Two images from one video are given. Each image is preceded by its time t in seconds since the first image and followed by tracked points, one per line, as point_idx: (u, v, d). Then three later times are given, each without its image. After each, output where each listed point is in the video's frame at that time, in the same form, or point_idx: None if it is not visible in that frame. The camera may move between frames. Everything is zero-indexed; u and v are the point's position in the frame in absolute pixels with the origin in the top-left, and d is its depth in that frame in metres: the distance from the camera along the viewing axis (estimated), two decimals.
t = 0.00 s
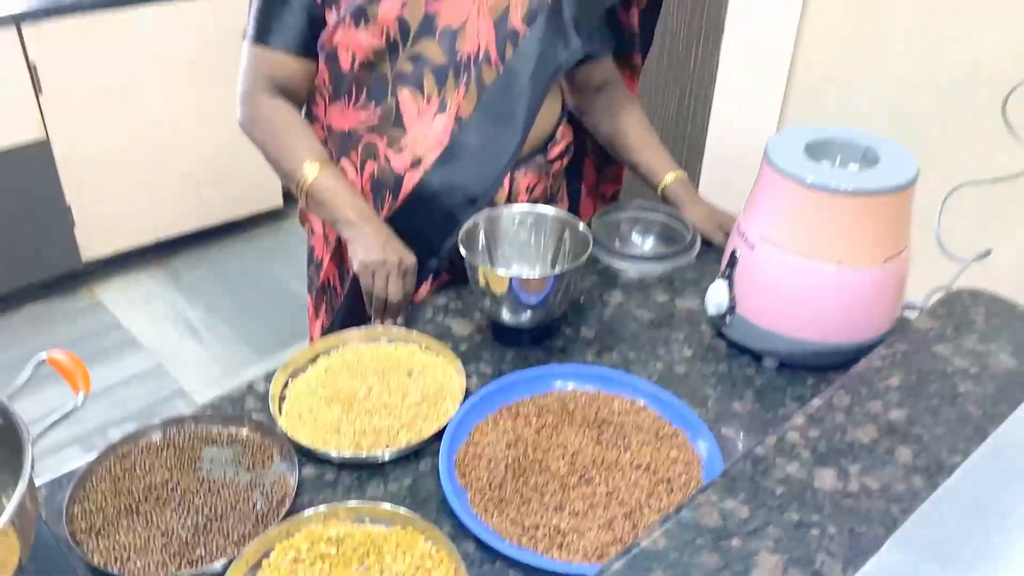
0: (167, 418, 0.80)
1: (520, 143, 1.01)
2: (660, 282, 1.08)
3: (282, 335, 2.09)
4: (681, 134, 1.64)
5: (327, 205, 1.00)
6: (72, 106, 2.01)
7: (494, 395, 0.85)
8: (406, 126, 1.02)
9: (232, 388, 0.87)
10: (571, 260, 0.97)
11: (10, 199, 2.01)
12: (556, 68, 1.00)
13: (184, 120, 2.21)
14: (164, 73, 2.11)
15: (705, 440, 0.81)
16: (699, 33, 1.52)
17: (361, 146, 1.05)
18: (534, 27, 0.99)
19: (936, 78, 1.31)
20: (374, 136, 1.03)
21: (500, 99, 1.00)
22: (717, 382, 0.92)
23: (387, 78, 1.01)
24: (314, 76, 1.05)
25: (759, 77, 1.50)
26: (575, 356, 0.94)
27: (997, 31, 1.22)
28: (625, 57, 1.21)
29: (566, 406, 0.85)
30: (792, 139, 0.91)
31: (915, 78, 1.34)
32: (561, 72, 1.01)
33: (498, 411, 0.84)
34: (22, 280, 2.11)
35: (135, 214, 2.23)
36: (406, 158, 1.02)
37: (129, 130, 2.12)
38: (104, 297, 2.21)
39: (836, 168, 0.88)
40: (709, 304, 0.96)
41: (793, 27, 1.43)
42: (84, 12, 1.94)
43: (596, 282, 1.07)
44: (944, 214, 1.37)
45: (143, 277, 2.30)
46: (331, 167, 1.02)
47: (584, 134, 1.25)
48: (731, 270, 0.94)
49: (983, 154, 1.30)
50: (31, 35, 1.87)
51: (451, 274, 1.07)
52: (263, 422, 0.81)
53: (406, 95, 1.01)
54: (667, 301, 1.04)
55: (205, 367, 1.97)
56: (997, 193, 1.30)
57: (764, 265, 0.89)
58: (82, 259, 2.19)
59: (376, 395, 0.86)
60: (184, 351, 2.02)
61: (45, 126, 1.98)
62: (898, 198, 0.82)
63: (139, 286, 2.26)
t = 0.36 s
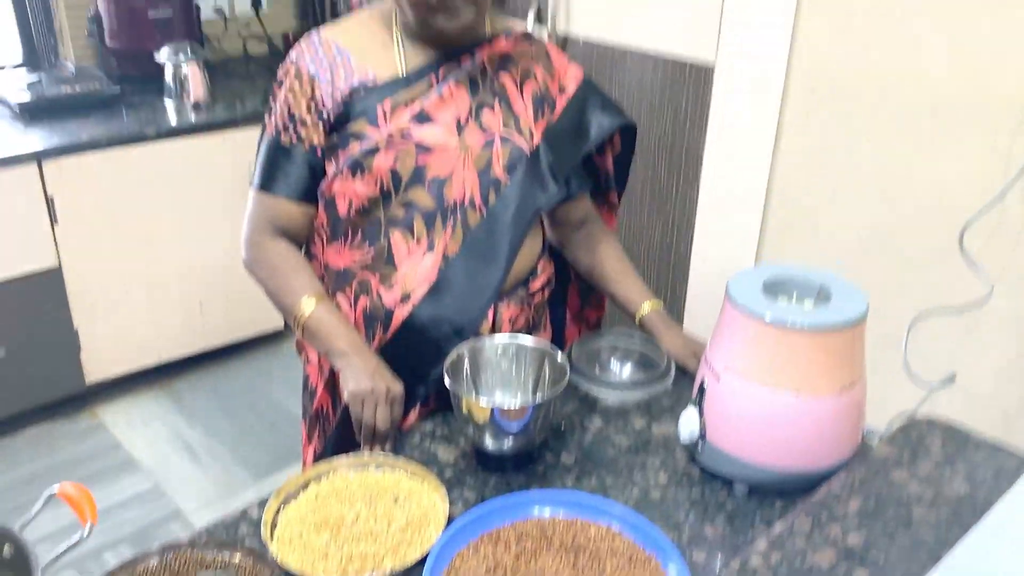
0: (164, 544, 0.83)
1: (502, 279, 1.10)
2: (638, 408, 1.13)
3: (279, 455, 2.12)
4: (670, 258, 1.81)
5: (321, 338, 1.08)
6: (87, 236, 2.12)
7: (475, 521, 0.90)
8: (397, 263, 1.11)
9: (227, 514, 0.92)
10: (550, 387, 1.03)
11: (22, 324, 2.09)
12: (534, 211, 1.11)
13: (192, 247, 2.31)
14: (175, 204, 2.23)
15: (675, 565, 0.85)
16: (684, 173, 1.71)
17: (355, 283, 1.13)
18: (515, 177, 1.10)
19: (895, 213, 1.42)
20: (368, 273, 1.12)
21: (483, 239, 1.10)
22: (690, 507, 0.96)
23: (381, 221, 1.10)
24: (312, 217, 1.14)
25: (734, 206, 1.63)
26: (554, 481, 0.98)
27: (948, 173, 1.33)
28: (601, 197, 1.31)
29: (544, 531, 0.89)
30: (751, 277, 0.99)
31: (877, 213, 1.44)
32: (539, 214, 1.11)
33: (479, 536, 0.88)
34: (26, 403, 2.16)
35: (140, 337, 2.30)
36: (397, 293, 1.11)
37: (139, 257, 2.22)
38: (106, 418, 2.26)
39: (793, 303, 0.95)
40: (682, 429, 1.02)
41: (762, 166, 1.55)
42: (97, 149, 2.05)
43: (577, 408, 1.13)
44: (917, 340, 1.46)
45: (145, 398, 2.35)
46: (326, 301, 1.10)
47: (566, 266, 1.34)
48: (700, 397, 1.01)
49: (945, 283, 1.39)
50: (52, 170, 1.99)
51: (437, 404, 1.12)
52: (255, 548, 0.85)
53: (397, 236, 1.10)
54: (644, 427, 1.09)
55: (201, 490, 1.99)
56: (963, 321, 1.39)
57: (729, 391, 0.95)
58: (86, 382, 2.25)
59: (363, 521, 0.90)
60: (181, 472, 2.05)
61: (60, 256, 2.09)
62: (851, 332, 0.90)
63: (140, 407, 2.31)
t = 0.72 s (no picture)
0: None
1: (502, 386, 1.12)
2: (636, 518, 1.12)
3: (271, 554, 2.09)
4: (666, 361, 1.90)
5: (323, 444, 1.09)
6: (90, 330, 2.15)
7: None
8: (399, 370, 1.13)
9: None
10: (549, 499, 1.04)
11: (20, 417, 2.10)
12: (534, 319, 1.14)
13: (194, 341, 2.34)
14: (178, 298, 2.27)
15: None
16: (680, 276, 1.83)
17: (358, 389, 1.15)
18: (515, 287, 1.14)
19: (884, 322, 1.46)
20: (370, 380, 1.14)
21: (484, 347, 1.12)
22: None
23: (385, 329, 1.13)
24: (318, 325, 1.17)
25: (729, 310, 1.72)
26: None
27: (934, 285, 1.38)
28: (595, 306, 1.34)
29: None
30: (746, 392, 1.02)
31: (868, 322, 1.48)
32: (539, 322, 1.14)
33: None
34: (17, 498, 2.13)
35: (136, 430, 2.30)
36: (398, 400, 1.12)
37: (140, 350, 2.24)
38: (98, 513, 2.24)
39: (786, 419, 0.98)
40: (680, 543, 1.02)
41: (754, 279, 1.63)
42: (108, 244, 2.10)
43: (575, 516, 1.12)
44: (911, 448, 1.47)
45: (138, 493, 2.33)
46: (328, 406, 1.12)
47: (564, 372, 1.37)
48: (697, 509, 1.03)
49: (936, 392, 1.41)
50: (60, 265, 2.04)
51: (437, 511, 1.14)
52: None
53: (400, 343, 1.13)
54: (642, 537, 1.09)
55: None
56: (956, 431, 1.40)
57: (723, 504, 0.97)
58: (78, 476, 2.23)
59: None
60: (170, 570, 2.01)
61: (62, 349, 2.11)
62: (844, 449, 0.92)
63: (132, 503, 2.29)
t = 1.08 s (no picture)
0: None
1: (499, 427, 1.12)
2: (634, 559, 1.11)
3: None
4: (658, 401, 1.91)
5: (319, 487, 1.06)
6: (80, 373, 2.14)
7: None
8: (397, 412, 1.13)
9: None
10: (546, 540, 1.05)
11: (8, 462, 2.07)
12: (529, 360, 1.14)
13: (184, 384, 2.33)
14: (169, 340, 2.27)
15: None
16: (670, 316, 1.85)
17: (356, 432, 1.15)
18: (511, 327, 1.15)
19: (873, 361, 1.48)
20: (368, 423, 1.14)
21: (480, 388, 1.13)
22: None
23: (382, 371, 1.14)
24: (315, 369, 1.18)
25: (718, 348, 1.74)
26: None
27: (920, 324, 1.41)
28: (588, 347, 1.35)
29: None
30: (741, 432, 1.03)
31: (856, 360, 1.51)
32: (535, 363, 1.14)
33: None
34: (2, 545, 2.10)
35: (124, 474, 2.28)
36: (396, 442, 1.12)
37: (129, 393, 2.23)
38: (84, 561, 2.20)
39: (781, 458, 1.00)
40: None
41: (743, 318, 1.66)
42: (99, 287, 2.10)
43: (572, 557, 1.11)
44: (901, 485, 1.48)
45: (125, 540, 2.30)
46: (326, 450, 1.10)
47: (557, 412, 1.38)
48: (694, 549, 1.04)
49: (925, 430, 1.44)
50: (51, 308, 2.04)
51: (435, 552, 1.12)
52: None
53: (398, 385, 1.13)
54: None
55: None
56: (946, 467, 1.42)
57: (720, 545, 0.98)
58: (65, 522, 2.20)
59: None
60: None
61: (52, 393, 2.10)
62: (839, 487, 0.94)
63: (120, 549, 2.26)
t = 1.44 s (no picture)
0: None
1: (492, 414, 1.12)
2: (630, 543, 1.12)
3: None
4: (650, 394, 1.92)
5: (299, 483, 1.04)
6: (72, 384, 2.13)
7: None
8: (392, 403, 1.13)
9: None
10: (542, 524, 1.05)
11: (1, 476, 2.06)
12: (521, 348, 1.15)
13: (177, 393, 2.33)
14: (161, 349, 2.26)
15: None
16: (659, 310, 1.86)
17: (352, 424, 1.15)
18: (502, 315, 1.15)
19: (862, 345, 1.50)
20: (364, 414, 1.14)
21: (473, 376, 1.13)
22: None
23: (376, 362, 1.14)
24: (308, 363, 1.18)
25: (709, 338, 1.75)
26: None
27: (907, 306, 1.43)
28: (578, 334, 1.35)
29: None
30: (730, 411, 1.03)
31: (844, 345, 1.52)
32: (526, 351, 1.15)
33: None
34: None
35: (119, 485, 2.27)
36: (392, 431, 1.12)
37: (122, 403, 2.23)
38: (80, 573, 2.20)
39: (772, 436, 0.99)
40: (673, 562, 1.02)
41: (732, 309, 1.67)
42: (89, 297, 2.10)
43: (568, 543, 1.09)
44: (893, 467, 1.50)
45: (121, 551, 2.29)
46: (307, 444, 1.08)
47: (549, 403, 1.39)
48: (689, 530, 1.03)
49: (915, 412, 1.45)
50: (41, 320, 2.04)
51: (432, 541, 1.13)
52: None
53: (392, 375, 1.13)
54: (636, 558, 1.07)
55: None
56: (936, 448, 1.43)
57: (714, 523, 0.98)
58: (61, 534, 2.20)
59: None
60: None
61: (44, 405, 2.10)
62: (830, 461, 0.94)
63: (115, 561, 2.25)
